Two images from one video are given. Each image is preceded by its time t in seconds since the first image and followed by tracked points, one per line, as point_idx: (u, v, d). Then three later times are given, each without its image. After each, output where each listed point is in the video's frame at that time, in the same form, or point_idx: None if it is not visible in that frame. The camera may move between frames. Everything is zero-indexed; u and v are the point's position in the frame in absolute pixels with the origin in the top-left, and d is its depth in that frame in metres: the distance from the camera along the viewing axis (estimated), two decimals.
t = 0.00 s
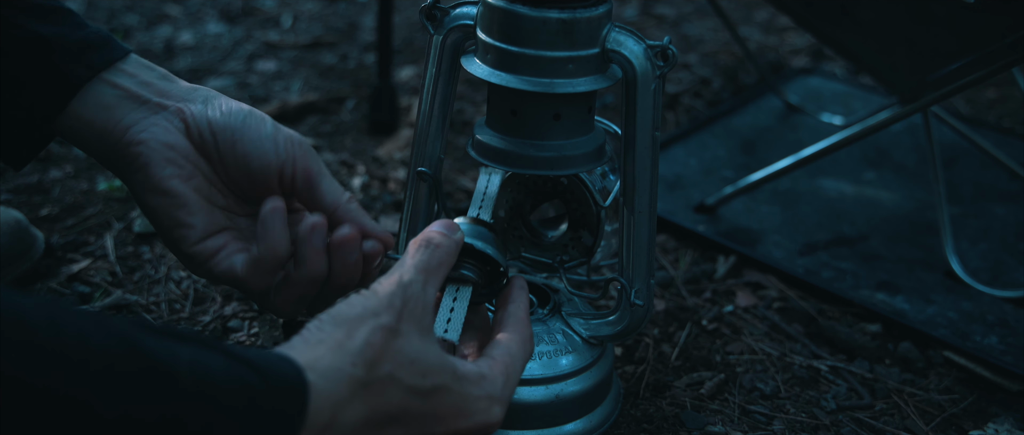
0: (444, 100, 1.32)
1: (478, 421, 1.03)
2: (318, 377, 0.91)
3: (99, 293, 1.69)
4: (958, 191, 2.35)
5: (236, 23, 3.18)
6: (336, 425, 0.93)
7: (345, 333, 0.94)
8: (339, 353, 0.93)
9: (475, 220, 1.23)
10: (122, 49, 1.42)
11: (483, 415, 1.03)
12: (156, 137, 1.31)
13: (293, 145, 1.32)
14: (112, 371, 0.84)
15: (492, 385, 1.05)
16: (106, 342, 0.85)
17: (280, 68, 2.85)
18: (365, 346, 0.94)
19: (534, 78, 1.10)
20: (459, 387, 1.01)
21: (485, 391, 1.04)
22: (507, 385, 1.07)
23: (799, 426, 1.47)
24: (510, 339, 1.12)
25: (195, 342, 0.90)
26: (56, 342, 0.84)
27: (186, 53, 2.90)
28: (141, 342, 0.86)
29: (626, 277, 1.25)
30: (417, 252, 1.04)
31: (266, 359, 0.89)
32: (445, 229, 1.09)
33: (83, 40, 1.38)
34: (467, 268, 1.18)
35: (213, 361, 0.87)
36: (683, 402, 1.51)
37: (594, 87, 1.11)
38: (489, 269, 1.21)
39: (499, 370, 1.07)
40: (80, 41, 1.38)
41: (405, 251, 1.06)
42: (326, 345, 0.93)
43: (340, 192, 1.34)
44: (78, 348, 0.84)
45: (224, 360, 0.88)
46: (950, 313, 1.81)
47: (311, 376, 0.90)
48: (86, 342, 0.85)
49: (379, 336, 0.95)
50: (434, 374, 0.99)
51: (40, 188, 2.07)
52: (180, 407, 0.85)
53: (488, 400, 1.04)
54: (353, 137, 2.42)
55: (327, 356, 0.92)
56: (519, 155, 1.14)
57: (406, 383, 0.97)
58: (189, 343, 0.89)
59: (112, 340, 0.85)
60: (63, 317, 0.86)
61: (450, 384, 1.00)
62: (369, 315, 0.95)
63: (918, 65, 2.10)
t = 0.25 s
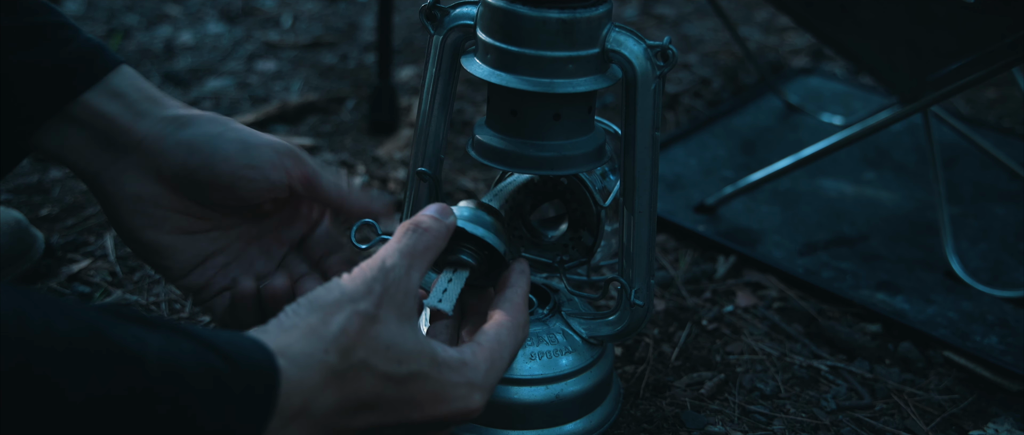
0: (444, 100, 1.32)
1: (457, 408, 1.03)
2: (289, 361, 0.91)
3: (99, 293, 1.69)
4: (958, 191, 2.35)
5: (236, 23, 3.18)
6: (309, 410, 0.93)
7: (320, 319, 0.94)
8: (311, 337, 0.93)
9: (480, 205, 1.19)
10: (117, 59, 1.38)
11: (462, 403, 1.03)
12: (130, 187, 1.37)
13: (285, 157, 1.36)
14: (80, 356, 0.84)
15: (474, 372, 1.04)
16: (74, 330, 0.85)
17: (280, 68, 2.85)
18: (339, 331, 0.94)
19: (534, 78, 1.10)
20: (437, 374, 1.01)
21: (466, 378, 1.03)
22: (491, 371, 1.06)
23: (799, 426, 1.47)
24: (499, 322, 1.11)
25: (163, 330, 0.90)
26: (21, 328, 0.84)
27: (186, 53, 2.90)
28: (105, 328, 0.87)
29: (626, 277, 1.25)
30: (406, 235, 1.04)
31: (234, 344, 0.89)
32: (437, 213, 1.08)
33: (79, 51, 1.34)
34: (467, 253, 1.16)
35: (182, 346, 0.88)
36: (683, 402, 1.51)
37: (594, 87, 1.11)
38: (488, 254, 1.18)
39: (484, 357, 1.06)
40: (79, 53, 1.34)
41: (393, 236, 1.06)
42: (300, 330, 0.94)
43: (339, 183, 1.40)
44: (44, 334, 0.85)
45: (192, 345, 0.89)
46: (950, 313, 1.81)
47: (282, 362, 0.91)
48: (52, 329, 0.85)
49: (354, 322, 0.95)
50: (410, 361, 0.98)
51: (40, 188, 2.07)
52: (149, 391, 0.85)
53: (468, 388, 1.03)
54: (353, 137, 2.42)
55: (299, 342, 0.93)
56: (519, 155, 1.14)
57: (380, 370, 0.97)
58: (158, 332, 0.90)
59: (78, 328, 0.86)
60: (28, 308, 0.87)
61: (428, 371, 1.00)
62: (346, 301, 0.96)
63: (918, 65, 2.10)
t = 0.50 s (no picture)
0: (444, 100, 1.32)
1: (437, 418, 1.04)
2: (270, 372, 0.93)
3: (99, 293, 1.69)
4: (958, 191, 2.35)
5: (236, 23, 3.18)
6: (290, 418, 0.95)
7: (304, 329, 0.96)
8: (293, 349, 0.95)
9: (469, 203, 1.16)
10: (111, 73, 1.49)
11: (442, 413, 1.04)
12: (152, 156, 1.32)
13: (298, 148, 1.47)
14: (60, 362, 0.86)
15: (457, 384, 1.05)
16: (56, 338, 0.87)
17: (280, 69, 2.85)
18: (321, 344, 0.95)
19: (534, 78, 1.10)
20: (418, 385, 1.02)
21: (448, 390, 1.04)
22: (474, 381, 1.07)
23: (799, 426, 1.47)
24: (486, 330, 1.11)
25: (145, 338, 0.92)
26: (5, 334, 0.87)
27: (186, 53, 2.90)
28: (88, 335, 0.88)
29: (626, 277, 1.25)
30: (395, 241, 1.03)
31: (216, 353, 0.91)
32: (429, 215, 1.06)
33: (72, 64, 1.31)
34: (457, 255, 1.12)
35: (162, 354, 0.90)
36: (683, 402, 1.51)
37: (594, 87, 1.11)
38: (479, 255, 1.15)
39: (467, 367, 1.07)
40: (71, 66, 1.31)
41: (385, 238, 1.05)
42: (282, 340, 0.95)
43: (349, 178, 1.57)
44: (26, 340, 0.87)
45: (172, 353, 0.90)
46: (950, 313, 1.81)
47: (263, 373, 0.93)
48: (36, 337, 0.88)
49: (338, 333, 0.96)
50: (391, 373, 0.99)
51: (40, 188, 2.07)
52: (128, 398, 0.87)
53: (449, 399, 1.04)
54: (353, 137, 2.42)
55: (281, 353, 0.94)
56: (519, 155, 1.14)
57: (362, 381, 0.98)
58: (139, 339, 0.92)
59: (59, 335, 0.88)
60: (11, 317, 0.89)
61: (409, 383, 1.01)
62: (330, 311, 0.96)
63: (918, 65, 2.10)
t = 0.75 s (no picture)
0: (444, 100, 1.32)
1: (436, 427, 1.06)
2: (272, 388, 0.93)
3: (99, 293, 1.69)
4: (958, 191, 2.35)
5: (236, 23, 3.19)
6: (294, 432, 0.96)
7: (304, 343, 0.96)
8: (295, 364, 0.95)
9: (461, 213, 1.16)
10: (116, 78, 1.49)
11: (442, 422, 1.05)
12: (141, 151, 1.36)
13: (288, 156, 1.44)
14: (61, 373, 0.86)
15: (455, 394, 1.06)
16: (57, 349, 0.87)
17: (280, 69, 2.85)
18: (322, 357, 0.96)
19: (534, 78, 1.10)
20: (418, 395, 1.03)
21: (446, 400, 1.05)
22: (471, 389, 1.08)
23: (799, 426, 1.47)
24: (481, 336, 1.12)
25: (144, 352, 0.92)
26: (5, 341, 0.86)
27: (186, 53, 2.90)
28: (89, 348, 0.88)
29: (626, 277, 1.25)
30: (392, 248, 1.02)
31: (217, 367, 0.91)
32: (425, 227, 1.06)
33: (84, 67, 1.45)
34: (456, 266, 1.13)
35: (163, 367, 0.90)
36: (683, 402, 1.51)
37: (595, 87, 1.11)
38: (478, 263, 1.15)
39: (465, 375, 1.08)
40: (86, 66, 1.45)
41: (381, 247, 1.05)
42: (283, 354, 0.95)
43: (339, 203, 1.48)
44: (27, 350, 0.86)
45: (172, 367, 0.91)
46: (950, 313, 1.81)
47: (264, 388, 0.93)
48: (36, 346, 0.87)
49: (338, 346, 0.96)
50: (391, 385, 1.00)
51: (40, 188, 2.07)
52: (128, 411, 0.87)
53: (448, 409, 1.06)
54: (353, 137, 2.42)
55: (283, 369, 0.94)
56: (519, 155, 1.14)
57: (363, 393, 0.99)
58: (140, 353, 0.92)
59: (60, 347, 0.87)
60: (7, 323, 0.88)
61: (409, 395, 1.02)
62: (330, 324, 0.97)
63: (918, 65, 2.10)
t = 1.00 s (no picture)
0: (444, 100, 1.32)
1: None
2: (268, 402, 0.95)
3: (99, 293, 1.69)
4: (958, 191, 2.35)
5: (236, 23, 3.18)
6: None
7: (304, 358, 0.97)
8: (292, 378, 0.96)
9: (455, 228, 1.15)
10: (121, 78, 1.33)
11: None
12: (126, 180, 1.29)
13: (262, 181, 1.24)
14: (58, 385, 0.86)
15: (449, 409, 1.07)
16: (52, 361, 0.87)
17: (280, 69, 2.85)
18: (320, 373, 0.97)
19: (534, 78, 1.10)
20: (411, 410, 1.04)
21: (438, 415, 1.07)
22: (464, 404, 1.09)
23: (799, 426, 1.47)
24: (477, 350, 1.12)
25: (141, 360, 0.92)
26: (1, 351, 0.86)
27: (186, 53, 2.90)
28: (88, 360, 0.89)
29: (626, 277, 1.25)
30: (396, 265, 1.03)
31: (214, 378, 0.93)
32: (427, 244, 1.07)
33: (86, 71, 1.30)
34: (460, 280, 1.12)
35: (160, 379, 0.91)
36: (683, 402, 1.51)
37: (595, 87, 1.11)
38: (479, 273, 1.14)
39: (458, 390, 1.09)
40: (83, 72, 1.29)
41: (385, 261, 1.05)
42: (281, 368, 0.96)
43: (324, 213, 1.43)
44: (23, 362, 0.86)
45: (169, 379, 0.91)
46: (950, 313, 1.81)
47: (260, 403, 0.94)
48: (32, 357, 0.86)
49: (336, 362, 0.97)
50: (385, 400, 1.02)
51: (40, 188, 2.07)
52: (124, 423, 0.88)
53: (440, 423, 1.07)
54: (353, 137, 2.42)
55: (280, 383, 0.95)
56: (519, 155, 1.14)
57: (357, 407, 1.01)
58: (135, 362, 0.92)
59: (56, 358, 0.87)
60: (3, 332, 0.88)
61: (402, 409, 1.03)
62: (331, 339, 0.97)
63: (919, 65, 2.10)
